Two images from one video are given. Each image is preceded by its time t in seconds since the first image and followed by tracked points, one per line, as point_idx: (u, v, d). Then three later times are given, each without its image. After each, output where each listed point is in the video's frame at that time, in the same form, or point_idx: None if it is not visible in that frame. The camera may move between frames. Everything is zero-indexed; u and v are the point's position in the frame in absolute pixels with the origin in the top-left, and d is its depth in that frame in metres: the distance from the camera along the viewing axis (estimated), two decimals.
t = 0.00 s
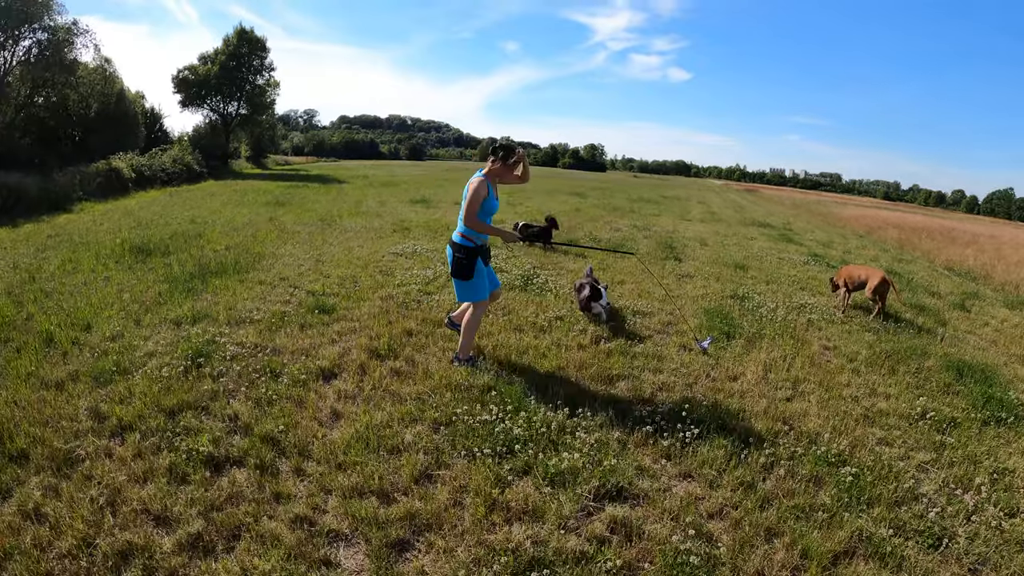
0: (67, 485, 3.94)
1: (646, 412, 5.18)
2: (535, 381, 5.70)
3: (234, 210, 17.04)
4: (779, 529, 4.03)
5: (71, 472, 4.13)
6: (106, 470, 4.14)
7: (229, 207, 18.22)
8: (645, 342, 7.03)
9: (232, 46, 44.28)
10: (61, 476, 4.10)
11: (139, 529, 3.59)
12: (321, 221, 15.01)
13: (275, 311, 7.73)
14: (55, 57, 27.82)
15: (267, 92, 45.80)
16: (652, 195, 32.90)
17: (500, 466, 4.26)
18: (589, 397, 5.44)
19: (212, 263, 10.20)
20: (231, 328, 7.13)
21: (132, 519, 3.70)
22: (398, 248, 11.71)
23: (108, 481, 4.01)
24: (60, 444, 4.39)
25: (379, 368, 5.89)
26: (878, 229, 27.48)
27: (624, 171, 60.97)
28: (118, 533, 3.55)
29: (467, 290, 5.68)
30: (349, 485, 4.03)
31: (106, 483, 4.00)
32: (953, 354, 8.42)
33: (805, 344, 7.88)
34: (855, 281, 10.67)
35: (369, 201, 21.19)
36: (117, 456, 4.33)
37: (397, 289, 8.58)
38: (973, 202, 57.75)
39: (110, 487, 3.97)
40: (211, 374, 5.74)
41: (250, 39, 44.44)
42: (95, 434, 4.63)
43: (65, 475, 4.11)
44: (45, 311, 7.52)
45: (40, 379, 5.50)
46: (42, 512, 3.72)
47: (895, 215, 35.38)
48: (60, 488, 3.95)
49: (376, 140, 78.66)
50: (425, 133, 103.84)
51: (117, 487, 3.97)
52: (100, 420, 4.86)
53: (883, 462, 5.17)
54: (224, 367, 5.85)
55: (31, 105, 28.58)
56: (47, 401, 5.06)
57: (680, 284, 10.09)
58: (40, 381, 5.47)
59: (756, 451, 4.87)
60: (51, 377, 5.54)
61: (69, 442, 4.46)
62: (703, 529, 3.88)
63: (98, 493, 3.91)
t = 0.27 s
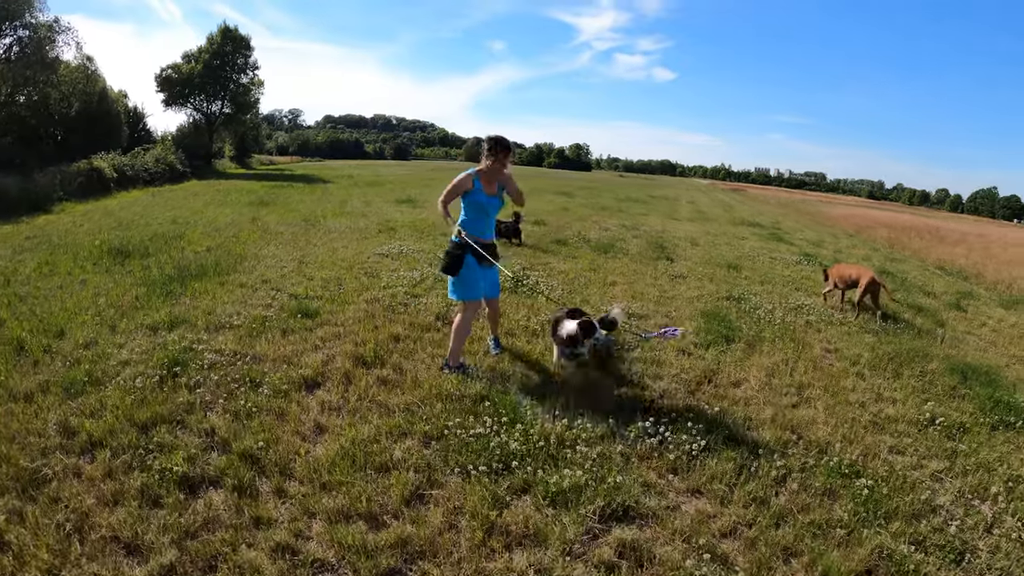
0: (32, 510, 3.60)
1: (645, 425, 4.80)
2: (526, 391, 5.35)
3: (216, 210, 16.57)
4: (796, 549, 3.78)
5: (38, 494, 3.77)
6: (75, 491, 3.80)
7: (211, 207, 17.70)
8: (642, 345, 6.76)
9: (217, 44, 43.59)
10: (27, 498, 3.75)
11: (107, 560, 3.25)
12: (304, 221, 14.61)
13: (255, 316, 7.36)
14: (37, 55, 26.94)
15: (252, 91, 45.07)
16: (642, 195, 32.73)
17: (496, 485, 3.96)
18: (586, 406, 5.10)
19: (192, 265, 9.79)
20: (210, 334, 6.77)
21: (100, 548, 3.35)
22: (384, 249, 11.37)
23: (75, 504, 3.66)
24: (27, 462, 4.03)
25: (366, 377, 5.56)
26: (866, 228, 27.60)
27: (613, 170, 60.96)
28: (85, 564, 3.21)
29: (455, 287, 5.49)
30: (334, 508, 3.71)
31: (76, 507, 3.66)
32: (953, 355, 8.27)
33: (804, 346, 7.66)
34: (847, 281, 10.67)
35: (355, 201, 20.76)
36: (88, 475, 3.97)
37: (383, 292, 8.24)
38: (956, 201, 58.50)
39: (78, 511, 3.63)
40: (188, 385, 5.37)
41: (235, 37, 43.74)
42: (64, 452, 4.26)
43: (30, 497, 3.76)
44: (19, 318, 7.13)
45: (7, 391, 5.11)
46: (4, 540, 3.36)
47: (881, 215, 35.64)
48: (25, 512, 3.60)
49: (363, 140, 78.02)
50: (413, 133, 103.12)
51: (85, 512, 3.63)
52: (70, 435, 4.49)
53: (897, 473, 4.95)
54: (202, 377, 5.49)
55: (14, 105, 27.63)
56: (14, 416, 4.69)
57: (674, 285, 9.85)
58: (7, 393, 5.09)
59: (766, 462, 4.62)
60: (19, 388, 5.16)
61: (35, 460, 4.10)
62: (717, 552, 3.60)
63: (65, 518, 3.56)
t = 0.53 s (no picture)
0: (25, 530, 3.40)
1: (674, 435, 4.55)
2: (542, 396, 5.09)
3: (219, 206, 16.35)
4: (835, 570, 3.55)
5: (30, 513, 3.57)
6: (69, 510, 3.60)
7: (213, 203, 17.49)
8: (660, 348, 6.52)
9: (219, 40, 43.24)
10: (20, 516, 3.55)
11: None
12: (308, 218, 14.39)
13: (259, 317, 7.14)
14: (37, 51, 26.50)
15: (255, 86, 44.76)
16: (648, 191, 32.49)
17: (517, 503, 3.73)
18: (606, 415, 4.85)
19: (194, 263, 9.59)
20: (212, 337, 6.56)
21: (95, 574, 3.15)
22: (390, 247, 11.13)
23: (69, 525, 3.46)
24: (19, 477, 3.83)
25: (374, 384, 5.33)
26: (874, 225, 27.30)
27: (617, 167, 60.65)
28: None
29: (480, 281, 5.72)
30: (345, 529, 3.49)
31: (70, 528, 3.45)
32: (977, 359, 8.00)
33: (826, 348, 7.39)
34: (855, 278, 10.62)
35: (359, 197, 20.52)
36: (83, 492, 3.79)
37: (391, 291, 8.01)
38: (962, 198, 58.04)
39: (73, 531, 3.44)
40: (188, 393, 5.16)
41: (237, 33, 43.41)
42: (57, 466, 4.06)
43: (23, 516, 3.56)
44: (17, 319, 6.96)
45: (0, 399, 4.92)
46: None
47: (888, 212, 35.33)
48: (17, 533, 3.41)
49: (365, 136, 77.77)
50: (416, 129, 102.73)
51: (80, 533, 3.43)
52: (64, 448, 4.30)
53: (937, 487, 4.69)
54: (202, 385, 5.28)
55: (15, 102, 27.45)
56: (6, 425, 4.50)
57: (688, 284, 9.60)
58: None
59: (797, 476, 4.39)
60: (13, 396, 4.97)
61: (27, 476, 3.90)
62: None
63: (58, 540, 3.37)
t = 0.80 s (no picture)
0: (52, 522, 3.44)
1: (732, 442, 4.39)
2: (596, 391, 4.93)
3: (257, 188, 16.57)
4: None
5: (55, 506, 3.61)
6: (96, 503, 3.61)
7: (251, 185, 17.72)
8: (710, 345, 6.30)
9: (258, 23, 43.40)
10: (42, 509, 3.59)
11: None
12: (346, 200, 14.44)
13: (297, 302, 7.15)
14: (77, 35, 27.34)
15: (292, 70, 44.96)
16: (684, 179, 31.78)
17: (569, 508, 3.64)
18: (656, 417, 4.68)
19: (232, 246, 9.68)
20: (249, 322, 6.60)
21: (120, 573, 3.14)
22: (429, 231, 11.04)
23: (96, 520, 3.47)
24: (46, 468, 3.87)
25: (416, 375, 5.26)
26: (921, 221, 26.12)
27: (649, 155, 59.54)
28: None
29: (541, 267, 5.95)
30: (386, 533, 3.44)
31: (95, 522, 3.46)
32: None
33: (886, 352, 7.03)
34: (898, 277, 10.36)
35: (394, 181, 20.51)
36: (110, 484, 3.80)
37: (432, 278, 7.92)
38: (1014, 195, 55.22)
39: (99, 526, 3.44)
40: (222, 379, 5.17)
41: (275, 17, 43.46)
42: (87, 454, 4.11)
43: (49, 508, 3.60)
44: (48, 301, 7.13)
45: (32, 383, 5.04)
46: (17, 560, 3.19)
47: (936, 207, 33.76)
48: (42, 527, 3.43)
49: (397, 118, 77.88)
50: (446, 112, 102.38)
51: (106, 528, 3.43)
52: (94, 435, 4.34)
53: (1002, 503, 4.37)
54: (237, 372, 5.28)
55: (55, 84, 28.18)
56: (36, 410, 4.60)
57: (735, 278, 9.27)
58: (32, 385, 5.01)
59: (857, 486, 4.17)
60: (46, 379, 5.09)
61: (55, 465, 3.94)
62: None
63: (83, 535, 3.37)
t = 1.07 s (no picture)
0: (82, 511, 3.50)
1: (798, 450, 4.30)
2: (657, 390, 4.91)
3: (301, 173, 16.83)
4: None
5: (83, 496, 3.67)
6: (127, 495, 3.66)
7: (296, 169, 18.09)
8: (767, 345, 6.11)
9: (304, 10, 43.84)
10: (73, 497, 3.67)
11: None
12: (389, 186, 14.52)
13: (341, 289, 7.22)
14: (122, 21, 27.91)
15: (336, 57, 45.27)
16: (726, 172, 31.01)
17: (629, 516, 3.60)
18: (716, 420, 4.58)
19: (277, 230, 9.83)
20: (291, 308, 6.74)
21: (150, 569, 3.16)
22: (473, 218, 10.99)
23: (128, 514, 3.51)
24: (77, 456, 3.95)
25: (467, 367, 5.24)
26: (978, 221, 24.85)
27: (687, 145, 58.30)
28: None
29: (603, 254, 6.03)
30: (435, 538, 3.42)
31: (126, 515, 3.50)
32: None
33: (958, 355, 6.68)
34: (950, 276, 10.01)
35: (436, 167, 20.55)
36: (144, 475, 3.87)
37: (479, 266, 7.87)
38: None
39: (130, 520, 3.48)
40: (263, 366, 5.31)
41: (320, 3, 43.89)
42: (121, 442, 4.20)
43: (78, 497, 3.66)
44: (87, 283, 7.35)
45: (69, 365, 5.23)
46: (43, 552, 3.23)
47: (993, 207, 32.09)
48: (72, 517, 3.49)
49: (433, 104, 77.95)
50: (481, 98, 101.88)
51: (137, 521, 3.47)
52: (129, 422, 4.47)
53: None
54: (278, 359, 5.41)
55: (101, 69, 28.98)
56: (73, 394, 4.75)
57: (789, 275, 8.95)
58: (68, 367, 5.20)
59: (926, 502, 3.99)
60: (83, 363, 5.27)
61: (87, 453, 4.03)
62: None
63: (114, 528, 3.41)
